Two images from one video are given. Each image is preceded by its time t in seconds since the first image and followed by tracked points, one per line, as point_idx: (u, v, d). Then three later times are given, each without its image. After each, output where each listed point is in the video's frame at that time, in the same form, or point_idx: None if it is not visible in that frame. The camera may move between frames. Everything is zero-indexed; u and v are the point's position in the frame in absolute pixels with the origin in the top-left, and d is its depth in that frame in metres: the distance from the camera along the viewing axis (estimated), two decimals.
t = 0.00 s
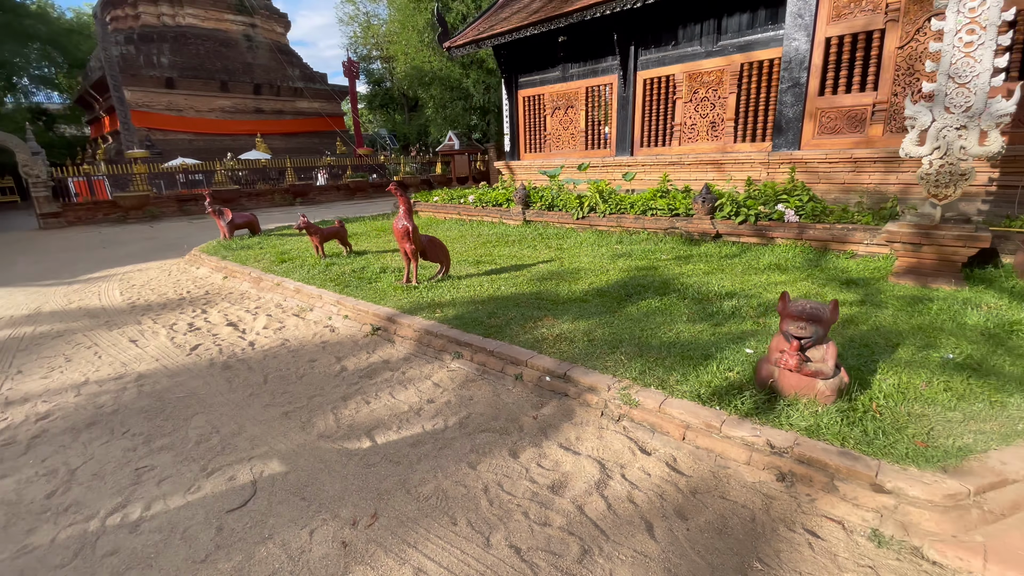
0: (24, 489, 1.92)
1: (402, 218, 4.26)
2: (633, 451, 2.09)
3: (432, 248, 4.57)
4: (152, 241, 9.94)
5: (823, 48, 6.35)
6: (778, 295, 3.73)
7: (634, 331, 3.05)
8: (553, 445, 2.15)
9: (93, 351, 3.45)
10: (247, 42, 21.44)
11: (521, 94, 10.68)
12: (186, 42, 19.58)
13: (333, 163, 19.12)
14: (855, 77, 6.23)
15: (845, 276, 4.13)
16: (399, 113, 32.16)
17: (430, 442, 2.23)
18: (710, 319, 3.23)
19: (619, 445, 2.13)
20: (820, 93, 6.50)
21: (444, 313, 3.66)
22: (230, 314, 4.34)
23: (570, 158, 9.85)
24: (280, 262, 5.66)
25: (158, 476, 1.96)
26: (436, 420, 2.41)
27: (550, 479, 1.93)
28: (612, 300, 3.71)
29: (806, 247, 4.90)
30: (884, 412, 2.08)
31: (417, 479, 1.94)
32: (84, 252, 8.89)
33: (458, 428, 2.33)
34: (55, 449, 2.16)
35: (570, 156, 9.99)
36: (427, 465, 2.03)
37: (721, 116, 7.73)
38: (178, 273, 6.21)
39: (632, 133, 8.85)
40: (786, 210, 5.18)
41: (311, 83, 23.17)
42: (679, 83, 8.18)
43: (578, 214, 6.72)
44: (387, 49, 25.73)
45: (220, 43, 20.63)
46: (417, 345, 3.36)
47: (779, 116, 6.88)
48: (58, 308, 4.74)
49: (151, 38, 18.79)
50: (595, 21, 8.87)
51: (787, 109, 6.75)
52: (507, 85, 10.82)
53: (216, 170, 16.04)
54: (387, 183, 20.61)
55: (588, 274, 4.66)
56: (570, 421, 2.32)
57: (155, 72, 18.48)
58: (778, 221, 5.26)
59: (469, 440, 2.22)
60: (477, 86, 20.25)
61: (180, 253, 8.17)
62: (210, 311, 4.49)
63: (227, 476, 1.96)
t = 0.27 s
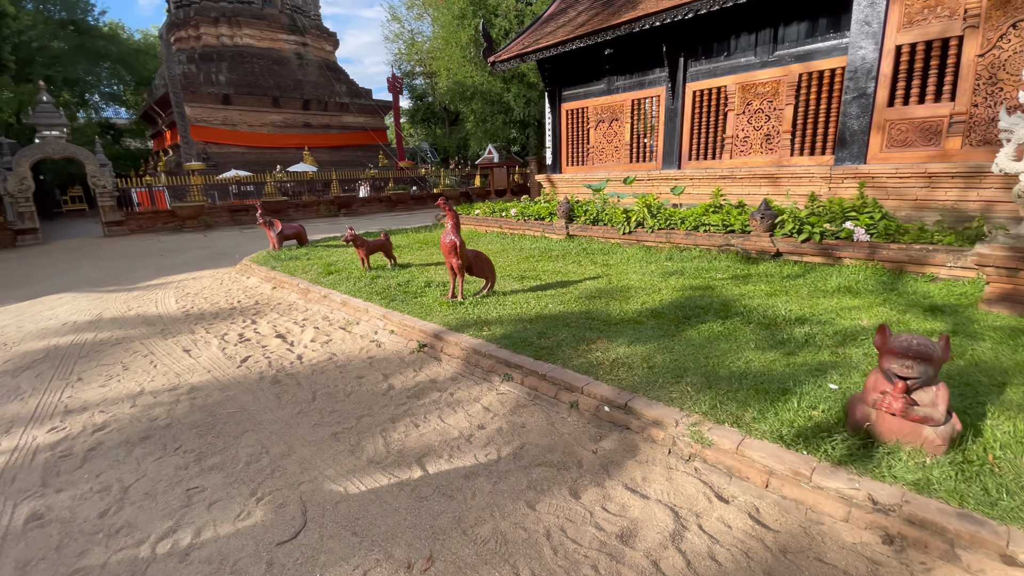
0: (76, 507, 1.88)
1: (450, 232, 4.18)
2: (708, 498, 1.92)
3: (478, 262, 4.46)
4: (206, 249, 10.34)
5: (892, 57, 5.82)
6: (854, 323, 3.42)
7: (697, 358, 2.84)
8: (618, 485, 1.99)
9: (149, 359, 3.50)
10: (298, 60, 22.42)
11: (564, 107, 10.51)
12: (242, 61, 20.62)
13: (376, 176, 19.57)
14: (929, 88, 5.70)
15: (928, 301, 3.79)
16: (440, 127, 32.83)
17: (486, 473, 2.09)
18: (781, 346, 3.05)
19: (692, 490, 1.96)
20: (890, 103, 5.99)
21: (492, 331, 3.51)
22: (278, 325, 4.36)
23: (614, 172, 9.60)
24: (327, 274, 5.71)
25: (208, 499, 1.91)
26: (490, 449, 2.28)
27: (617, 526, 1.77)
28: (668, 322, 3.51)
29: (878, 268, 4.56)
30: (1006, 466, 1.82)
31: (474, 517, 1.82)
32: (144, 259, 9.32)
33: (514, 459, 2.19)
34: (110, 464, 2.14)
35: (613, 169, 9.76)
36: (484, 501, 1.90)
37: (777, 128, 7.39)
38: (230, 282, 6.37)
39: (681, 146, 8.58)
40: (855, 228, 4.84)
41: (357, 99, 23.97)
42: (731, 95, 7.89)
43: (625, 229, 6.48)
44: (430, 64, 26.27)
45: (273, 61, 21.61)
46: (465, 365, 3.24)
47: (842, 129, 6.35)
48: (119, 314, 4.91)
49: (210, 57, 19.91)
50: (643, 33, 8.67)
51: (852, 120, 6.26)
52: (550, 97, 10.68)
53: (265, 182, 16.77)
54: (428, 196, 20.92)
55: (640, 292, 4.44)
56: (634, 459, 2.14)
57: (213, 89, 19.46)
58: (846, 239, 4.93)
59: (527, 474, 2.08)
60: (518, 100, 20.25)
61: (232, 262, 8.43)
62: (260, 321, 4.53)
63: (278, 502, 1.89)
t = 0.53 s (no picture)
0: (133, 532, 1.85)
1: (498, 252, 4.05)
2: (801, 557, 1.72)
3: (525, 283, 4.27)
4: (255, 263, 10.69)
5: (961, 73, 5.33)
6: (942, 358, 3.11)
7: (770, 394, 2.62)
8: (697, 536, 1.82)
9: (203, 374, 3.54)
10: (344, 81, 23.36)
11: (606, 125, 10.30)
12: (292, 83, 21.62)
13: (416, 193, 19.94)
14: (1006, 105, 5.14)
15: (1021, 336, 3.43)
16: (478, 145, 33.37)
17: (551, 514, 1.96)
18: (862, 383, 2.81)
19: (781, 545, 1.77)
20: (959, 121, 5.46)
21: (543, 355, 3.33)
22: (326, 343, 4.36)
23: (659, 190, 9.30)
24: (373, 291, 5.75)
25: (266, 530, 1.84)
26: (551, 487, 2.14)
27: None
28: (733, 351, 3.29)
29: (958, 297, 4.20)
30: None
31: (542, 565, 1.68)
32: (197, 272, 9.71)
33: (578, 500, 2.03)
34: (167, 486, 2.12)
35: (657, 187, 9.46)
36: (552, 546, 1.77)
37: (835, 146, 7.04)
38: (279, 297, 6.51)
39: (730, 164, 8.29)
40: (930, 252, 4.49)
41: (399, 118, 24.69)
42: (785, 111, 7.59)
43: (673, 248, 6.25)
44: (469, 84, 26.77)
45: (321, 83, 22.54)
46: (515, 392, 3.07)
47: (907, 148, 5.83)
48: (175, 327, 5.06)
49: (262, 79, 20.98)
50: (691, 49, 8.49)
51: (918, 138, 5.70)
52: (592, 114, 10.44)
53: (310, 198, 17.29)
54: (465, 212, 21.15)
55: (697, 318, 4.21)
56: (712, 507, 1.96)
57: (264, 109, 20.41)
58: (919, 264, 4.58)
59: (595, 518, 1.93)
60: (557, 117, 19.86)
61: (280, 276, 8.66)
62: (308, 338, 4.55)
63: (335, 537, 1.80)
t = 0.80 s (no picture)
0: (189, 562, 1.79)
1: (544, 272, 3.89)
2: None
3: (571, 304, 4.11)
4: (295, 280, 10.93)
5: None
6: None
7: (852, 434, 2.39)
8: None
9: (251, 394, 3.52)
10: (381, 104, 24.14)
11: (645, 145, 10.10)
12: (333, 106, 22.43)
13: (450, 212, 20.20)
14: None
15: None
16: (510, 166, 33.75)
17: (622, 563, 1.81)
18: (955, 423, 2.54)
19: None
20: None
21: (596, 383, 3.13)
22: (369, 363, 4.30)
23: (701, 210, 9.00)
24: (413, 310, 5.73)
25: (322, 568, 1.75)
26: (620, 531, 1.98)
27: None
28: (803, 385, 3.06)
29: None
30: None
31: None
32: (241, 288, 9.98)
33: (650, 549, 1.87)
34: (221, 513, 2.07)
35: (699, 207, 9.19)
36: None
37: (893, 165, 6.71)
38: (320, 315, 6.56)
39: (777, 183, 7.99)
40: (1009, 278, 4.13)
41: (434, 140, 25.22)
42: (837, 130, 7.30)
43: (722, 271, 6.02)
44: (503, 106, 27.17)
45: (360, 106, 23.32)
46: (568, 422, 2.90)
47: (977, 166, 5.54)
48: (222, 343, 5.12)
49: (305, 103, 21.84)
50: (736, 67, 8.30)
51: (988, 156, 5.43)
52: (631, 133, 10.26)
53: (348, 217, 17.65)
54: (497, 231, 21.26)
55: (757, 346, 3.97)
56: (803, 563, 1.76)
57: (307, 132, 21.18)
58: (998, 291, 4.22)
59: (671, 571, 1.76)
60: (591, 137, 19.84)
61: (320, 294, 8.80)
62: (351, 357, 4.50)
63: None
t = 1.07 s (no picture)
0: None
1: (587, 295, 3.70)
2: None
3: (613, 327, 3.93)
4: (330, 298, 11.08)
5: None
6: None
7: (941, 479, 2.17)
8: None
9: (291, 416, 3.47)
10: (413, 126, 24.72)
11: (680, 163, 9.90)
12: (367, 129, 23.06)
13: (479, 231, 20.34)
14: None
15: None
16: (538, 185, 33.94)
17: None
18: None
19: None
20: None
21: (647, 415, 2.96)
22: (407, 385, 4.21)
23: (740, 229, 8.72)
24: (449, 330, 5.63)
25: None
26: None
27: None
28: (875, 421, 2.83)
29: None
30: None
31: None
32: (276, 306, 10.15)
33: None
34: (264, 547, 1.99)
35: (738, 227, 8.92)
36: None
37: (950, 183, 6.37)
38: (356, 334, 6.56)
39: (823, 202, 7.69)
40: None
41: (463, 160, 25.62)
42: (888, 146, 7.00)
43: (768, 293, 5.77)
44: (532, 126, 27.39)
45: (393, 129, 23.91)
46: (619, 456, 2.73)
47: None
48: (261, 362, 5.14)
49: (340, 126, 22.53)
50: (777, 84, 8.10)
51: None
52: (665, 152, 10.11)
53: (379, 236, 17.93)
54: (526, 250, 21.27)
55: (816, 375, 3.73)
56: None
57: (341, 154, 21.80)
58: None
59: None
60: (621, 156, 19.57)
61: (354, 312, 8.86)
62: (388, 379, 4.43)
63: None
